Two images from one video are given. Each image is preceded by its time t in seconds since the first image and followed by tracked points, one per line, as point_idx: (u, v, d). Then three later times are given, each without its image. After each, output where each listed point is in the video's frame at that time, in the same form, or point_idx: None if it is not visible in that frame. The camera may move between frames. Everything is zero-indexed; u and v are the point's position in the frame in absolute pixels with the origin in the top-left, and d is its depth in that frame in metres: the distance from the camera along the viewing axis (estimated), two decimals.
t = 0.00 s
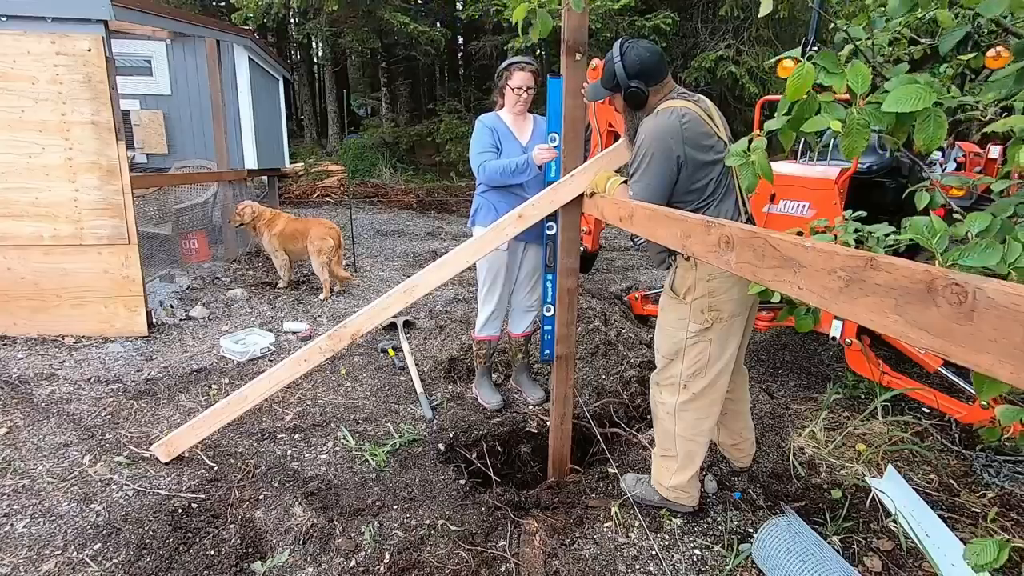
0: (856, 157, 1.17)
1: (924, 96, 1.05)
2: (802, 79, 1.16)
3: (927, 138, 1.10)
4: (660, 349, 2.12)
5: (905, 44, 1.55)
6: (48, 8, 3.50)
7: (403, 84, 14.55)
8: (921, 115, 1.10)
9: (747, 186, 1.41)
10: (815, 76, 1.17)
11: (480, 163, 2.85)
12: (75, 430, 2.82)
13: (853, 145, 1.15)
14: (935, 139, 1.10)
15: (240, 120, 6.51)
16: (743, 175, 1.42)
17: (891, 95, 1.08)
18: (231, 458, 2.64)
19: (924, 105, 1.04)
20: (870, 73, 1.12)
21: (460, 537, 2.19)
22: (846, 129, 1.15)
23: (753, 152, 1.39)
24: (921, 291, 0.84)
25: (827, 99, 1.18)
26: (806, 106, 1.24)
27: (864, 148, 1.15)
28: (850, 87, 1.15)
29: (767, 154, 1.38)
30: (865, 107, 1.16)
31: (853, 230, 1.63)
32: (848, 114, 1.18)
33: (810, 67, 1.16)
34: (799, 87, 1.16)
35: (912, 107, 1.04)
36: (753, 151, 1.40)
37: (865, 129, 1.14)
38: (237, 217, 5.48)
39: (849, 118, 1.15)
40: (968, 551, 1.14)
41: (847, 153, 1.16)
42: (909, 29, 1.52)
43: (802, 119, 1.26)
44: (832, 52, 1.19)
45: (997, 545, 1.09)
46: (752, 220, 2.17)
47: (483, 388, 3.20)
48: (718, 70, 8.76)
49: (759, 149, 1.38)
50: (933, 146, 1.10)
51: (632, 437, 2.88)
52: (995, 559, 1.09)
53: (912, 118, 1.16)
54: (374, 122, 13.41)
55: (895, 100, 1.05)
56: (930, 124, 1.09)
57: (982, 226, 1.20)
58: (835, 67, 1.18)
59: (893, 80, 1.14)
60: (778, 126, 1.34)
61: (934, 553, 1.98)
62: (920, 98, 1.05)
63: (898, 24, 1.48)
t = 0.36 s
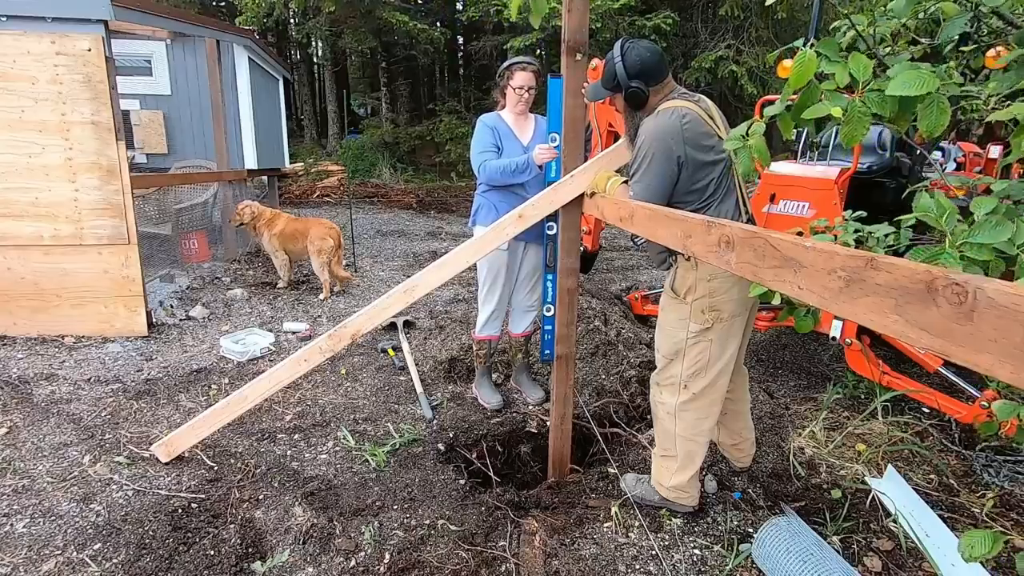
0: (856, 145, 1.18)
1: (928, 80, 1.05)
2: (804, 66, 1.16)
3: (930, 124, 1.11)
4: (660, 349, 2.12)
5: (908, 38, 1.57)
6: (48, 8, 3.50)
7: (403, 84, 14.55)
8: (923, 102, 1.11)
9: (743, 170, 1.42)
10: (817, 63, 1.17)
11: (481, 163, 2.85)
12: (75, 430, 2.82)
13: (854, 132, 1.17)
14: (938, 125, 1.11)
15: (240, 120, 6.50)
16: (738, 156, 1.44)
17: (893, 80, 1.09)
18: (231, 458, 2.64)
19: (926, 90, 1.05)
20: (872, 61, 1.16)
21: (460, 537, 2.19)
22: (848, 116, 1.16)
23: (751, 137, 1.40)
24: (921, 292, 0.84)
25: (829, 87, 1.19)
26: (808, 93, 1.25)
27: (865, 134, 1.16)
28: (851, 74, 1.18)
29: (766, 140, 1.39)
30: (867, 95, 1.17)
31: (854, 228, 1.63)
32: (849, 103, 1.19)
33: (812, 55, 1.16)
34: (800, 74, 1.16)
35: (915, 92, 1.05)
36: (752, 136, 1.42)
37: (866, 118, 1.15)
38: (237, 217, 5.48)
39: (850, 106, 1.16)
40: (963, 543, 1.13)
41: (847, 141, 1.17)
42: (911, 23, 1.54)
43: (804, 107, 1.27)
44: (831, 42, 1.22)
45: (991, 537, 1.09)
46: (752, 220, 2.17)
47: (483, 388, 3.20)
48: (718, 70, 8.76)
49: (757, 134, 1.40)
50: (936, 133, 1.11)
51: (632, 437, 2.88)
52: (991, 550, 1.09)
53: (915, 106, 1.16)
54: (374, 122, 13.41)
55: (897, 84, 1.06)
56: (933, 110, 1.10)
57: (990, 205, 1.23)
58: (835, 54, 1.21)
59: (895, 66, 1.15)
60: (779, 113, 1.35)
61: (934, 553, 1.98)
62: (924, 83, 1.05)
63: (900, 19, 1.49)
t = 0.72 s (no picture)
0: (857, 151, 1.17)
1: (929, 86, 1.04)
2: (803, 71, 1.17)
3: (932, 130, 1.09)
4: (660, 349, 2.12)
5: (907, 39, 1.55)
6: (48, 8, 3.50)
7: (403, 83, 14.54)
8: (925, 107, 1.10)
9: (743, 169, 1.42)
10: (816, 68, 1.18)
11: (481, 162, 2.85)
12: (75, 430, 2.82)
13: (854, 139, 1.16)
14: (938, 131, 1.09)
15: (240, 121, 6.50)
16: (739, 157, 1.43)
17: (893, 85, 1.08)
18: (231, 458, 2.64)
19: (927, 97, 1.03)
20: (873, 66, 1.14)
21: (460, 537, 2.19)
22: (848, 121, 1.16)
23: (752, 137, 1.40)
24: (922, 292, 0.84)
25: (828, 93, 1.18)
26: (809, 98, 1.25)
27: (866, 140, 1.15)
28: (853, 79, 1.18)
29: (767, 140, 1.39)
30: (868, 101, 1.15)
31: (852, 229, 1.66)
32: (850, 108, 1.18)
33: (812, 60, 1.16)
34: (799, 80, 1.17)
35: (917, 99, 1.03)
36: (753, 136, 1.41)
37: (866, 124, 1.14)
38: (237, 217, 5.48)
39: (850, 111, 1.15)
40: (964, 553, 1.14)
41: (846, 146, 1.16)
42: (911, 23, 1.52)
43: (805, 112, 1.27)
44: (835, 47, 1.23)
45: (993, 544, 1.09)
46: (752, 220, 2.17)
47: (483, 388, 3.20)
48: (718, 70, 8.76)
49: (758, 134, 1.39)
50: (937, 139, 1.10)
51: (632, 437, 2.88)
52: (991, 560, 1.09)
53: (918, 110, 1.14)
54: (374, 122, 13.41)
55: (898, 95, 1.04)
56: (933, 117, 1.09)
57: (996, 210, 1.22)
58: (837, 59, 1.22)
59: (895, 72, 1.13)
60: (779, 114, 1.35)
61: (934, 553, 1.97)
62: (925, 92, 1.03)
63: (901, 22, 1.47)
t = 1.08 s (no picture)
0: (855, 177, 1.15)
1: (924, 119, 1.01)
2: (800, 101, 1.11)
3: (927, 158, 1.07)
4: (660, 348, 2.12)
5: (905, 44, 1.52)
6: (48, 8, 3.51)
7: (403, 83, 14.55)
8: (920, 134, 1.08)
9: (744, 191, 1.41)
10: (812, 96, 1.12)
11: (481, 162, 2.85)
12: (75, 430, 2.82)
13: (852, 166, 1.13)
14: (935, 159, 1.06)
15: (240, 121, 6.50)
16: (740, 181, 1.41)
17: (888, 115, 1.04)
18: (231, 458, 2.64)
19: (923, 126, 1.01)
20: (868, 92, 1.09)
21: (460, 537, 2.18)
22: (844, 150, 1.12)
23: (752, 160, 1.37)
24: (922, 292, 0.84)
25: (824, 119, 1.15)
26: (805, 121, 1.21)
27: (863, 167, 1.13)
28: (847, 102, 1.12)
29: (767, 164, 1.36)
30: (865, 128, 1.13)
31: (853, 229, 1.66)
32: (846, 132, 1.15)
33: (808, 89, 1.10)
34: (797, 110, 1.11)
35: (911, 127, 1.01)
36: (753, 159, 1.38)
37: (863, 151, 1.12)
38: (237, 217, 5.48)
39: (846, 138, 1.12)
40: (968, 561, 1.12)
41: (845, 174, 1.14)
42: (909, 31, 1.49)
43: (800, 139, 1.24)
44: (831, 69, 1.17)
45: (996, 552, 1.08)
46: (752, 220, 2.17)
47: (483, 388, 3.20)
48: (718, 70, 8.77)
49: (758, 157, 1.36)
50: (932, 167, 1.07)
51: (632, 438, 2.88)
52: (992, 569, 1.07)
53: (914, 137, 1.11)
54: (374, 122, 13.41)
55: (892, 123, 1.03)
56: (930, 144, 1.06)
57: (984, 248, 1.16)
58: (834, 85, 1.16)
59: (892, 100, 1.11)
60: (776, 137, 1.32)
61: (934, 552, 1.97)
62: (919, 118, 1.02)
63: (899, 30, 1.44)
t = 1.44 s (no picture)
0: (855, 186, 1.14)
1: (922, 125, 1.01)
2: (797, 111, 1.11)
3: (926, 164, 1.07)
4: (665, 341, 2.12)
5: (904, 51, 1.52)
6: (48, 8, 3.51)
7: (403, 83, 14.56)
8: (918, 142, 1.08)
9: (748, 205, 1.40)
10: (808, 108, 1.12)
11: (481, 162, 2.85)
12: (74, 430, 2.82)
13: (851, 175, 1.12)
14: (934, 165, 1.06)
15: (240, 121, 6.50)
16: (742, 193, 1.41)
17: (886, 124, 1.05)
18: (231, 458, 2.64)
19: (923, 132, 1.01)
20: (864, 102, 1.10)
21: (460, 537, 2.19)
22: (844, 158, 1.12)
23: (754, 174, 1.37)
24: (923, 292, 0.84)
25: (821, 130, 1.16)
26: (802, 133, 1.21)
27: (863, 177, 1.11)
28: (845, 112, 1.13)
29: (767, 176, 1.36)
30: (863, 136, 1.12)
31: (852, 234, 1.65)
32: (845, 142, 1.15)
33: (804, 100, 1.11)
34: (793, 121, 1.12)
35: (909, 135, 1.01)
36: (753, 172, 1.39)
37: (863, 159, 1.11)
38: (237, 217, 5.48)
39: (845, 147, 1.12)
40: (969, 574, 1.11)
41: (845, 182, 1.12)
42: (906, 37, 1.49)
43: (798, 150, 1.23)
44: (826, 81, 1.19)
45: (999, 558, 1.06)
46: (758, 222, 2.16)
47: (483, 388, 3.20)
48: (718, 70, 8.77)
49: (759, 170, 1.37)
50: (931, 174, 1.07)
51: (632, 437, 2.88)
52: None
53: (913, 145, 1.11)
54: (374, 122, 13.42)
55: (890, 127, 1.03)
56: (928, 151, 1.06)
57: (989, 249, 1.11)
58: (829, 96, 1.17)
59: (890, 108, 1.11)
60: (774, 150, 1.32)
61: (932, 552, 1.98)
62: (918, 125, 1.02)
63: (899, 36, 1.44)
